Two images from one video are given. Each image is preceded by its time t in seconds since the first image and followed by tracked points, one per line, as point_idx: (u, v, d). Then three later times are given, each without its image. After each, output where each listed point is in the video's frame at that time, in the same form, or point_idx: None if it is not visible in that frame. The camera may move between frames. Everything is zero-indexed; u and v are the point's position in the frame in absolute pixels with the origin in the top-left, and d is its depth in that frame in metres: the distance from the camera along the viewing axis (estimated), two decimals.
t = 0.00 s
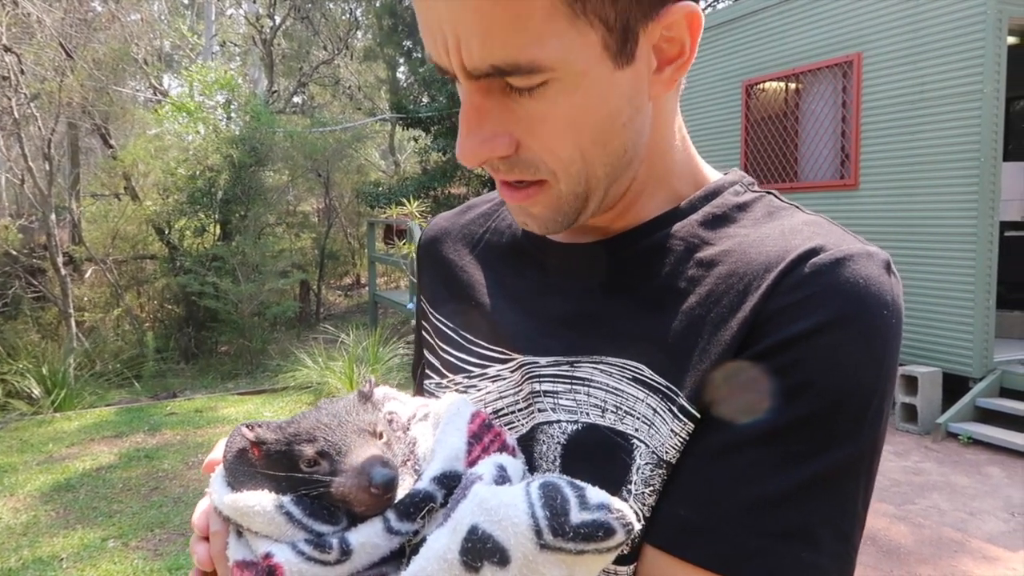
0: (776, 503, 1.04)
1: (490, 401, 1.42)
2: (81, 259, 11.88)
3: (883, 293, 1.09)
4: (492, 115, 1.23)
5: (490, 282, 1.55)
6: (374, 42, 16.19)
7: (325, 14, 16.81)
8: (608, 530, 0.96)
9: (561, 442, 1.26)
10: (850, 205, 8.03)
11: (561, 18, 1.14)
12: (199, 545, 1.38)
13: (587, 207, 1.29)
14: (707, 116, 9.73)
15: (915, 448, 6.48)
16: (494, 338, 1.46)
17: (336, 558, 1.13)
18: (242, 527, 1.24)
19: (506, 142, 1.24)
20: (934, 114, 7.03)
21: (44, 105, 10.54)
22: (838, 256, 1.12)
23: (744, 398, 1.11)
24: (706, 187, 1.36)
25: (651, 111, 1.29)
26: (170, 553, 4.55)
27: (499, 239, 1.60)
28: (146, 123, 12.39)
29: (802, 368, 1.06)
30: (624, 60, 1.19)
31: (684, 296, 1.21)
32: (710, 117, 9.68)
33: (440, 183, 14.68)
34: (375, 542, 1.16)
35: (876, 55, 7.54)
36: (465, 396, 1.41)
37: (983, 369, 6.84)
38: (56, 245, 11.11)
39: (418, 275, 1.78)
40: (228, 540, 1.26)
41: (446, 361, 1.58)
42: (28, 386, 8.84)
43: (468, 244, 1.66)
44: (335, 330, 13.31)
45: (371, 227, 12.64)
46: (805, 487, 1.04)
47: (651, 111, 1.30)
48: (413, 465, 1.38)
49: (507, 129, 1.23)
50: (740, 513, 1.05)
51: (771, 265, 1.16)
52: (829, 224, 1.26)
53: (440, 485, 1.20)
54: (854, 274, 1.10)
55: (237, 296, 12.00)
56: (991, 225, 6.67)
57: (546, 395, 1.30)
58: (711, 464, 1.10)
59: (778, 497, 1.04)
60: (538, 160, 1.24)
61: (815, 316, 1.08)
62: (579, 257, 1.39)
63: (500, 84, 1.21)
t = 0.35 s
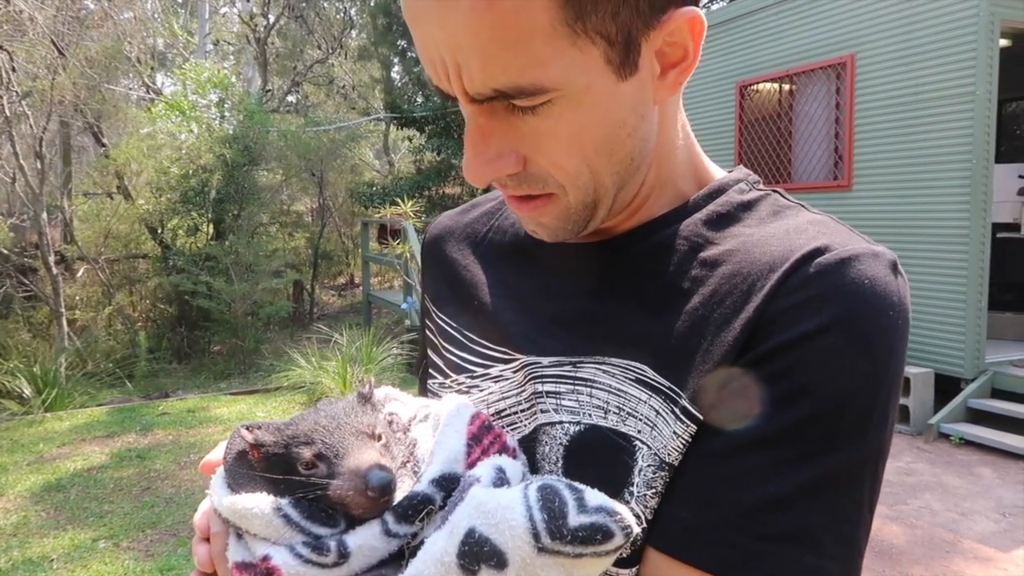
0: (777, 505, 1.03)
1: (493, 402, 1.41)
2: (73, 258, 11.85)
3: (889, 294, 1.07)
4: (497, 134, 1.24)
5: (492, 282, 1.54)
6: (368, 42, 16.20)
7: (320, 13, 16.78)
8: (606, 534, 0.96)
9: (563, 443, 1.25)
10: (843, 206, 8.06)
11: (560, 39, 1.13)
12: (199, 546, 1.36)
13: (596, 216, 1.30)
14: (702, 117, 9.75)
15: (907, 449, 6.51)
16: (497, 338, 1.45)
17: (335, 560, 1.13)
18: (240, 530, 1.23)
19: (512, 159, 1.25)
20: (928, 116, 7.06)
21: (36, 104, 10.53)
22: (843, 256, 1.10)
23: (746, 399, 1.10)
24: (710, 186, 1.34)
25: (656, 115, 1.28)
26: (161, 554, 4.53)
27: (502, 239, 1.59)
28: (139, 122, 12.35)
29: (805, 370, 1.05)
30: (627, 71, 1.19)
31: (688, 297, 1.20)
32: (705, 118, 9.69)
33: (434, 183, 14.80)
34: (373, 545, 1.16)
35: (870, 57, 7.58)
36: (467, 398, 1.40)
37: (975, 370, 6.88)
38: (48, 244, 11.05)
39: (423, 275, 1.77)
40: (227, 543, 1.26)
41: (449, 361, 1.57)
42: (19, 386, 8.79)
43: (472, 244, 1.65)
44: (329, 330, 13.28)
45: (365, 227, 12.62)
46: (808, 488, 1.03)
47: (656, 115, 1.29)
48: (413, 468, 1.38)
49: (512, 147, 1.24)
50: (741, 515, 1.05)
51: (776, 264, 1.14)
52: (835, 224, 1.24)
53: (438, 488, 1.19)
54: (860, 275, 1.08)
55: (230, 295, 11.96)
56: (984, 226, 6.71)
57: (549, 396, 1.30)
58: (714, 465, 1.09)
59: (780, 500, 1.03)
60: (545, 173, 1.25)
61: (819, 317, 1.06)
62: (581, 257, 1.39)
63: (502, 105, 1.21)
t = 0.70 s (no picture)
0: (787, 501, 1.03)
1: (504, 396, 1.41)
2: (76, 256, 11.87)
3: (901, 289, 1.07)
4: (512, 135, 1.24)
5: (504, 277, 1.54)
6: (369, 41, 16.24)
7: (321, 11, 16.79)
8: (613, 527, 0.96)
9: (573, 438, 1.25)
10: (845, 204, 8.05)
11: (575, 40, 1.13)
12: (212, 537, 1.37)
13: (610, 214, 1.31)
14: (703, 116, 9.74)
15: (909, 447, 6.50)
16: (508, 333, 1.45)
17: (345, 552, 1.14)
18: (252, 521, 1.24)
19: (527, 160, 1.25)
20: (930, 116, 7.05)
21: (38, 102, 10.55)
22: (854, 253, 1.10)
23: (755, 394, 1.10)
24: (722, 182, 1.34)
25: (670, 113, 1.28)
26: (163, 551, 4.54)
27: (514, 235, 1.59)
28: (141, 121, 12.36)
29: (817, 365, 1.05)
30: (642, 71, 1.19)
31: (699, 292, 1.20)
32: (706, 117, 9.68)
33: (436, 182, 14.93)
34: (383, 537, 1.16)
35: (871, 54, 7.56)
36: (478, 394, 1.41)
37: (978, 369, 6.88)
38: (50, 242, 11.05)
39: (434, 271, 1.77)
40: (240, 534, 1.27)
41: (460, 355, 1.57)
42: (21, 384, 8.79)
43: (484, 240, 1.66)
44: (330, 329, 13.29)
45: (366, 225, 12.63)
46: (819, 485, 1.02)
47: (670, 114, 1.29)
48: (423, 462, 1.38)
49: (527, 147, 1.24)
50: (752, 510, 1.04)
51: (786, 260, 1.14)
52: (848, 221, 1.24)
53: (448, 482, 1.19)
54: (871, 270, 1.08)
55: (232, 294, 11.96)
56: (986, 224, 6.71)
57: (559, 391, 1.29)
58: (725, 459, 1.09)
59: (791, 496, 1.03)
60: (560, 173, 1.25)
61: (830, 312, 1.06)
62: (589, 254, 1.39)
63: (518, 107, 1.21)
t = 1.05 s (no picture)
0: (774, 507, 1.03)
1: (493, 401, 1.41)
2: (59, 257, 11.75)
3: (886, 298, 1.08)
4: (513, 146, 1.22)
5: (494, 282, 1.54)
6: (358, 43, 16.25)
7: (309, 13, 16.76)
8: (598, 529, 0.96)
9: (561, 443, 1.26)
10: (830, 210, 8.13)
11: (581, 51, 1.10)
12: (199, 537, 1.36)
13: (607, 223, 1.30)
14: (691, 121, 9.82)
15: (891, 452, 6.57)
16: (499, 338, 1.45)
17: (332, 553, 1.14)
18: (239, 521, 1.24)
19: (528, 171, 1.23)
20: (913, 125, 7.14)
21: (22, 102, 10.47)
22: (841, 262, 1.11)
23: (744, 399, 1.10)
24: (712, 191, 1.35)
25: (666, 123, 1.28)
26: (144, 556, 4.50)
27: (505, 239, 1.59)
28: (127, 121, 12.28)
29: (805, 372, 1.05)
30: (643, 83, 1.18)
31: (688, 299, 1.20)
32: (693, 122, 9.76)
33: (423, 185, 15.10)
34: (370, 538, 1.16)
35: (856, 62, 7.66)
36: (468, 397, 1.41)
37: (958, 375, 6.94)
38: (33, 243, 10.95)
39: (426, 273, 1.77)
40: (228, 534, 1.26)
41: (451, 360, 1.58)
42: (1, 386, 8.67)
43: (476, 244, 1.65)
44: (315, 332, 13.23)
45: (353, 228, 12.60)
46: (805, 492, 1.03)
47: (666, 123, 1.29)
48: (410, 464, 1.38)
49: (528, 159, 1.23)
50: (740, 516, 1.05)
51: (774, 269, 1.15)
52: (836, 231, 1.25)
53: (435, 483, 1.19)
54: (858, 280, 1.09)
55: (217, 296, 11.88)
56: (968, 232, 6.80)
57: (548, 396, 1.31)
58: (714, 465, 1.09)
59: (778, 501, 1.03)
60: (560, 184, 1.24)
61: (817, 321, 1.07)
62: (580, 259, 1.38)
63: (520, 118, 1.19)
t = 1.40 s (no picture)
0: (785, 509, 1.00)
1: (499, 403, 1.37)
2: (50, 262, 11.68)
3: (899, 301, 1.04)
4: (551, 163, 1.14)
5: (498, 283, 1.50)
6: (349, 46, 16.28)
7: (301, 16, 16.75)
8: (610, 532, 0.97)
9: (573, 444, 1.22)
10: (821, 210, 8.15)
11: (630, 71, 1.03)
12: (204, 545, 1.32)
13: (632, 230, 1.26)
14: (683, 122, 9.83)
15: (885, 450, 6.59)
16: (506, 339, 1.41)
17: (341, 558, 1.11)
18: (246, 528, 1.21)
19: (563, 186, 1.16)
20: (904, 125, 7.17)
21: (12, 106, 10.41)
22: (854, 263, 1.07)
23: (755, 401, 1.07)
24: (724, 190, 1.30)
25: (693, 130, 1.21)
26: (138, 561, 4.47)
27: (510, 238, 1.55)
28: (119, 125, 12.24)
29: (816, 375, 1.02)
30: (681, 95, 1.11)
31: (699, 301, 1.16)
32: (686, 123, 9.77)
33: (416, 188, 15.23)
34: (379, 544, 1.13)
35: (846, 63, 7.70)
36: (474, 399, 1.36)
37: (951, 373, 6.95)
38: (24, 247, 10.89)
39: (429, 272, 1.71)
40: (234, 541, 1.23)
41: (454, 361, 1.53)
42: None
43: (480, 244, 1.61)
44: (309, 335, 13.23)
45: (347, 231, 12.63)
46: (816, 495, 1.00)
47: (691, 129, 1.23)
48: (418, 468, 1.35)
49: (564, 173, 1.15)
50: (747, 519, 1.01)
51: (788, 270, 1.11)
52: (850, 232, 1.21)
53: (444, 487, 1.15)
54: (871, 282, 1.05)
55: (209, 300, 11.82)
56: (959, 232, 6.84)
57: (559, 398, 1.26)
58: (721, 467, 1.06)
59: (787, 503, 1.00)
60: (594, 197, 1.18)
61: (830, 324, 1.03)
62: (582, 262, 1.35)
63: (562, 135, 1.11)
